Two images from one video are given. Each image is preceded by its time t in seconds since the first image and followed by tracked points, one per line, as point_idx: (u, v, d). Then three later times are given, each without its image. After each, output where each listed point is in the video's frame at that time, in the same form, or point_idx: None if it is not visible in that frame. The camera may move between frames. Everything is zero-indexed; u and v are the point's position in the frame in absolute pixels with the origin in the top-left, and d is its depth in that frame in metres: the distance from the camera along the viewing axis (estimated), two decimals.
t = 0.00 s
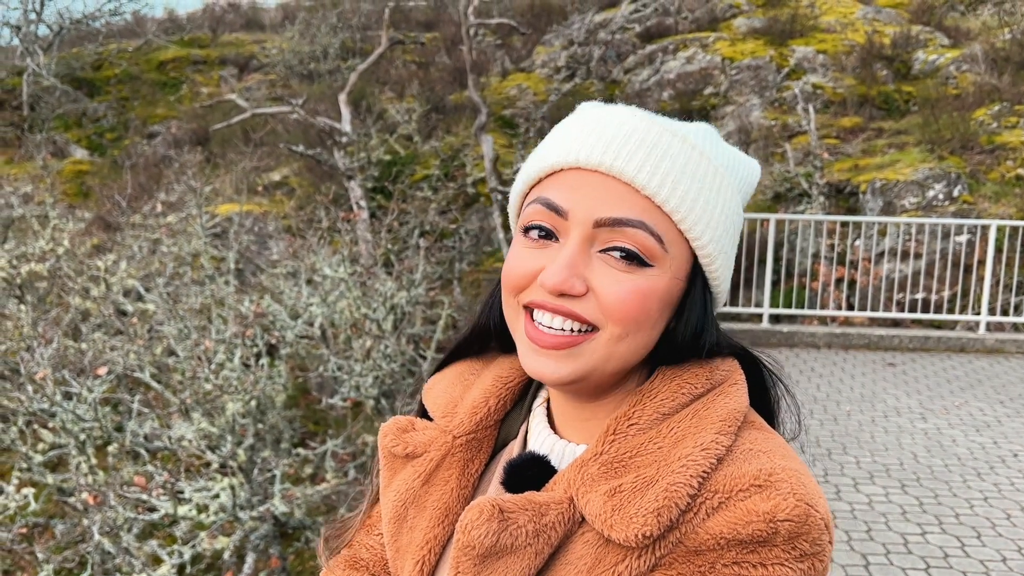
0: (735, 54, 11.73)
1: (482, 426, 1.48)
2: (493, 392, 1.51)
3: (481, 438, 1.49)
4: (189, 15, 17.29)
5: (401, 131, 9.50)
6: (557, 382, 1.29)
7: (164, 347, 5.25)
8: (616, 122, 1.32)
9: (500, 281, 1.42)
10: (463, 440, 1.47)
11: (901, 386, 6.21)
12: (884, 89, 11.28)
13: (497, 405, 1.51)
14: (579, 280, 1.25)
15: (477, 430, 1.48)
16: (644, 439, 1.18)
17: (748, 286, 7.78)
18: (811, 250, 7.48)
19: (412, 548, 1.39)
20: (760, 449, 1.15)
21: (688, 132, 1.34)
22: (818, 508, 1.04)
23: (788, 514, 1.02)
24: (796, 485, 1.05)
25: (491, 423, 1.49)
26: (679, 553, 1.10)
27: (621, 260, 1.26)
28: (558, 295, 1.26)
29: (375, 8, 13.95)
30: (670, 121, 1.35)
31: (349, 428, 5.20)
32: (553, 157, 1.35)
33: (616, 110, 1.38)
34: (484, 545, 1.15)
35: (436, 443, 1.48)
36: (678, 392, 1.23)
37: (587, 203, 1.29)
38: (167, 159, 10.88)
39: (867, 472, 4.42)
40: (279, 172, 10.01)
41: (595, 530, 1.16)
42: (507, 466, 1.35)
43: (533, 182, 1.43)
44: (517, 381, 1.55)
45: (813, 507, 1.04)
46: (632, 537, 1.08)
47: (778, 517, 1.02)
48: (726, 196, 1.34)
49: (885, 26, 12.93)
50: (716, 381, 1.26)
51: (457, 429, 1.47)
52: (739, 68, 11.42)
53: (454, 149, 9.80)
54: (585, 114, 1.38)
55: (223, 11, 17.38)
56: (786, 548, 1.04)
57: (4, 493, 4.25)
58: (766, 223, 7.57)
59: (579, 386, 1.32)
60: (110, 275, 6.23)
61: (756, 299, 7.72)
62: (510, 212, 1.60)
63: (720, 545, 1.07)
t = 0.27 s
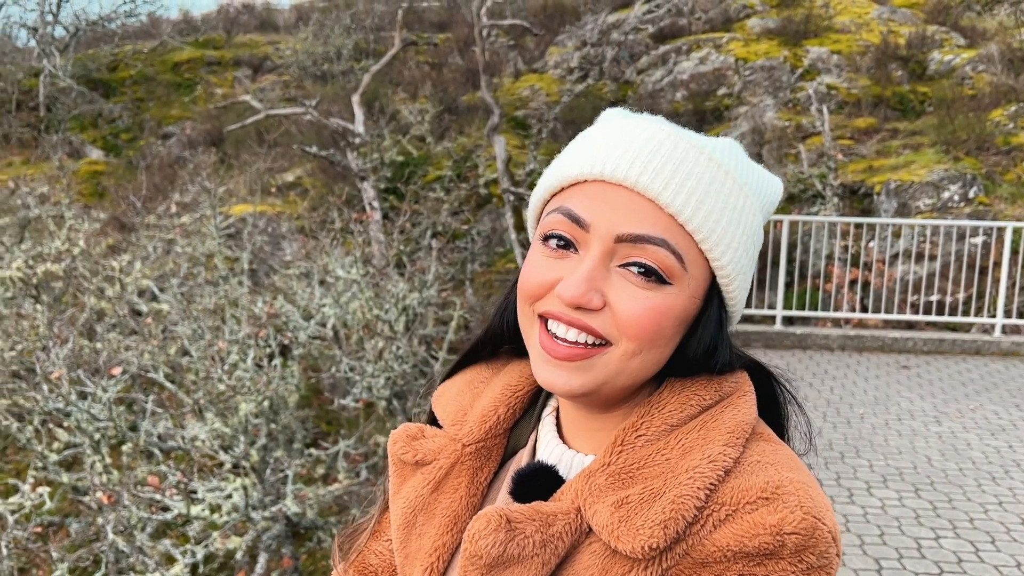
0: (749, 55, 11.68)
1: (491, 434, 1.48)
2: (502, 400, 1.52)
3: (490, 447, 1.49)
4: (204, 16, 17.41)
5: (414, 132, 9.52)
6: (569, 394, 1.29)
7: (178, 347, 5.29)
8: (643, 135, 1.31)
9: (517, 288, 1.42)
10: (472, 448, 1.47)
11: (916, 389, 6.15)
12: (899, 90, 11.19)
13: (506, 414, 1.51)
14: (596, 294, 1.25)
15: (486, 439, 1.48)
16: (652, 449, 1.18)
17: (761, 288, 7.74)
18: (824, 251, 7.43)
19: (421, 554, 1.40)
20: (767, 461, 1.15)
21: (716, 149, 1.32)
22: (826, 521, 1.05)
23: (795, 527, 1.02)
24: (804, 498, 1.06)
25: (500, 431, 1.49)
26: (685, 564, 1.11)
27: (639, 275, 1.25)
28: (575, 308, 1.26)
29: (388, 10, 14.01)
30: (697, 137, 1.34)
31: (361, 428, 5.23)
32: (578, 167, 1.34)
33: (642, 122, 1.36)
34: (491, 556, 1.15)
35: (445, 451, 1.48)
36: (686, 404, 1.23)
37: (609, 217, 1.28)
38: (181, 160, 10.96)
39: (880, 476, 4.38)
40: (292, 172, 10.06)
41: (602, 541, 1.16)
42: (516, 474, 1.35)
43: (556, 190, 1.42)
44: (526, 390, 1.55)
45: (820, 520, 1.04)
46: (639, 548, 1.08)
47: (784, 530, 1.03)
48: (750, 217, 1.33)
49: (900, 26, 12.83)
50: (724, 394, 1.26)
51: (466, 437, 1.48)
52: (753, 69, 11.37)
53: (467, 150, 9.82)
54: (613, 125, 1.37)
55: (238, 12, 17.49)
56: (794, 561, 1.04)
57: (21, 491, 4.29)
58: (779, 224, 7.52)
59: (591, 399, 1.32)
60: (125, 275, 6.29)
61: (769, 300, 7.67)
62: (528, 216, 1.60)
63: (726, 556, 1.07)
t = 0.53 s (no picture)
0: (773, 55, 11.58)
1: (493, 443, 1.49)
2: (503, 410, 1.51)
3: (491, 456, 1.49)
4: (230, 18, 17.60)
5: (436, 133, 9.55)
6: (566, 407, 1.29)
7: (201, 346, 5.35)
8: (638, 150, 1.32)
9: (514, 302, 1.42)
10: (474, 457, 1.48)
11: (939, 393, 6.05)
12: (925, 90, 11.01)
13: (507, 423, 1.51)
14: (592, 309, 1.25)
15: (488, 448, 1.48)
16: (647, 462, 1.19)
17: (783, 289, 7.66)
18: (848, 253, 7.33)
19: (423, 562, 1.40)
20: (761, 474, 1.16)
21: (709, 164, 1.33)
22: (817, 534, 1.06)
23: (787, 540, 1.03)
24: (796, 511, 1.07)
25: (501, 441, 1.50)
26: None
27: (634, 289, 1.25)
28: (571, 323, 1.26)
29: (411, 11, 14.09)
30: (692, 151, 1.34)
31: (381, 428, 5.26)
32: (575, 183, 1.34)
33: (637, 137, 1.37)
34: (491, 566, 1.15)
35: (447, 461, 1.48)
36: (682, 417, 1.24)
37: (605, 232, 1.29)
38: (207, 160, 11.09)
39: (902, 481, 4.31)
40: (316, 173, 10.13)
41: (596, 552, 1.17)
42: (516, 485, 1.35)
43: (553, 206, 1.42)
44: (528, 400, 1.55)
45: (812, 533, 1.05)
46: (632, 559, 1.09)
47: (776, 543, 1.04)
48: (744, 232, 1.33)
49: (927, 25, 12.63)
50: (719, 407, 1.27)
51: (468, 446, 1.48)
52: (777, 69, 11.27)
53: (488, 151, 9.83)
54: (609, 142, 1.37)
55: (262, 13, 17.67)
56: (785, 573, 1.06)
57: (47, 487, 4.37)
58: (802, 225, 7.44)
59: (588, 412, 1.32)
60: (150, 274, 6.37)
61: (792, 302, 7.59)
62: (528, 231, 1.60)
63: (719, 569, 1.08)
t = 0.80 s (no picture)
0: (807, 53, 11.41)
1: (494, 442, 1.49)
2: (505, 409, 1.52)
3: (493, 454, 1.50)
4: (265, 18, 17.86)
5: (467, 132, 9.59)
6: (567, 409, 1.26)
7: (233, 343, 5.45)
8: (634, 149, 1.29)
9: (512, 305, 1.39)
10: (475, 455, 1.48)
11: (975, 397, 5.90)
12: (964, 89, 10.72)
13: (509, 422, 1.51)
14: (593, 310, 1.22)
15: (489, 446, 1.49)
16: (644, 461, 1.18)
17: (816, 290, 7.55)
18: (882, 254, 7.20)
19: (425, 559, 1.40)
20: (760, 475, 1.14)
21: (706, 161, 1.31)
22: (815, 537, 1.05)
23: (783, 543, 1.02)
24: (793, 514, 1.05)
25: (503, 439, 1.50)
26: None
27: (635, 289, 1.23)
28: (571, 324, 1.23)
29: (444, 10, 14.18)
30: (688, 149, 1.32)
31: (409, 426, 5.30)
32: (571, 182, 1.32)
33: (632, 136, 1.35)
34: (487, 565, 1.15)
35: (449, 458, 1.48)
36: (682, 416, 1.22)
37: (604, 231, 1.26)
38: (241, 159, 11.26)
39: (934, 486, 4.22)
40: (348, 172, 10.23)
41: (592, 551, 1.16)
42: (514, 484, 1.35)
43: (549, 207, 1.39)
44: (529, 399, 1.55)
45: (809, 536, 1.04)
46: (626, 560, 1.08)
47: (772, 546, 1.03)
48: (744, 229, 1.31)
49: (968, 22, 12.33)
50: (719, 407, 1.25)
51: (470, 444, 1.48)
52: (812, 67, 11.11)
53: (519, 150, 9.85)
54: (605, 141, 1.35)
55: (298, 14, 17.91)
56: None
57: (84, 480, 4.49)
58: (835, 226, 7.33)
59: (590, 415, 1.29)
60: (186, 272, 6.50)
61: (824, 304, 7.47)
62: (523, 235, 1.57)
63: (714, 571, 1.07)
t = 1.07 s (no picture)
0: (858, 50, 11.12)
1: (496, 445, 1.49)
2: (507, 413, 1.52)
3: (494, 457, 1.50)
4: (314, 19, 18.16)
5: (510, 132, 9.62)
6: (572, 414, 1.29)
7: (278, 339, 5.57)
8: (627, 151, 1.32)
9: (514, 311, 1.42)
10: (476, 458, 1.48)
11: None
12: None
13: (510, 425, 1.52)
14: (594, 312, 1.25)
15: (490, 449, 1.49)
16: (638, 468, 1.21)
17: (863, 293, 7.37)
18: (933, 255, 6.99)
19: (425, 561, 1.41)
20: (757, 486, 1.15)
21: (699, 161, 1.34)
22: (811, 549, 1.06)
23: (773, 556, 1.04)
24: (787, 526, 1.07)
25: (504, 442, 1.50)
26: None
27: (635, 290, 1.26)
28: (573, 328, 1.26)
29: (490, 10, 14.23)
30: (680, 150, 1.35)
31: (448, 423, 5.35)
32: (568, 187, 1.34)
33: (625, 138, 1.38)
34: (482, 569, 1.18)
35: (450, 460, 1.49)
36: (678, 424, 1.24)
37: (603, 234, 1.29)
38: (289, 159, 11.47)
39: (981, 495, 4.08)
40: (393, 171, 10.33)
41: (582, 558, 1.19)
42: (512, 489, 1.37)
43: (546, 211, 1.42)
44: (531, 403, 1.55)
45: (803, 548, 1.05)
46: (614, 568, 1.11)
47: (763, 558, 1.04)
48: (741, 227, 1.34)
49: None
50: (717, 415, 1.26)
51: (471, 447, 1.49)
52: (862, 65, 10.84)
53: (563, 149, 9.83)
54: (596, 145, 1.38)
55: (346, 14, 18.19)
56: None
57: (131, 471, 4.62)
58: (884, 227, 7.14)
59: (592, 420, 1.32)
60: (233, 268, 6.66)
61: (871, 306, 7.28)
62: (519, 239, 1.60)
63: None
